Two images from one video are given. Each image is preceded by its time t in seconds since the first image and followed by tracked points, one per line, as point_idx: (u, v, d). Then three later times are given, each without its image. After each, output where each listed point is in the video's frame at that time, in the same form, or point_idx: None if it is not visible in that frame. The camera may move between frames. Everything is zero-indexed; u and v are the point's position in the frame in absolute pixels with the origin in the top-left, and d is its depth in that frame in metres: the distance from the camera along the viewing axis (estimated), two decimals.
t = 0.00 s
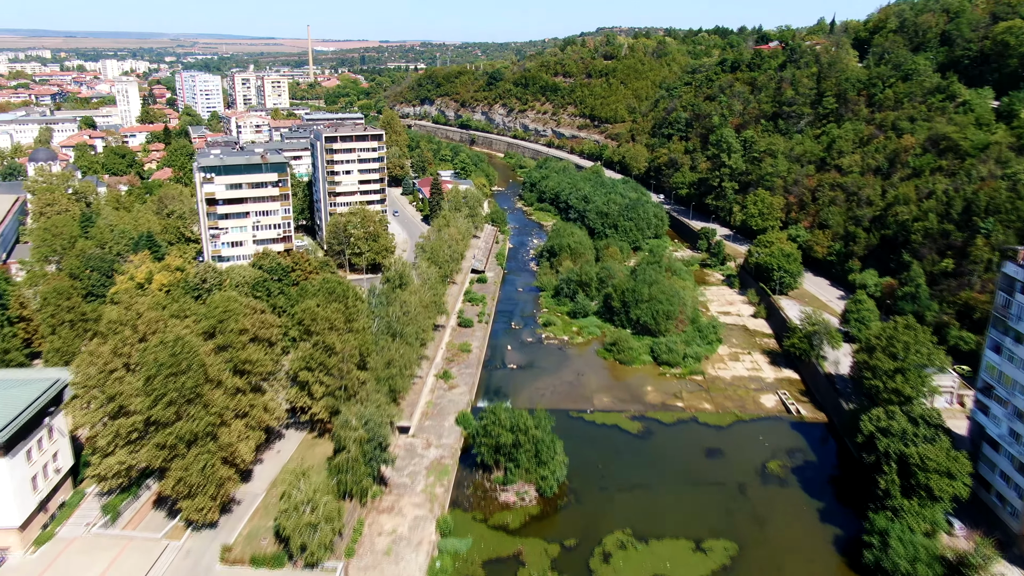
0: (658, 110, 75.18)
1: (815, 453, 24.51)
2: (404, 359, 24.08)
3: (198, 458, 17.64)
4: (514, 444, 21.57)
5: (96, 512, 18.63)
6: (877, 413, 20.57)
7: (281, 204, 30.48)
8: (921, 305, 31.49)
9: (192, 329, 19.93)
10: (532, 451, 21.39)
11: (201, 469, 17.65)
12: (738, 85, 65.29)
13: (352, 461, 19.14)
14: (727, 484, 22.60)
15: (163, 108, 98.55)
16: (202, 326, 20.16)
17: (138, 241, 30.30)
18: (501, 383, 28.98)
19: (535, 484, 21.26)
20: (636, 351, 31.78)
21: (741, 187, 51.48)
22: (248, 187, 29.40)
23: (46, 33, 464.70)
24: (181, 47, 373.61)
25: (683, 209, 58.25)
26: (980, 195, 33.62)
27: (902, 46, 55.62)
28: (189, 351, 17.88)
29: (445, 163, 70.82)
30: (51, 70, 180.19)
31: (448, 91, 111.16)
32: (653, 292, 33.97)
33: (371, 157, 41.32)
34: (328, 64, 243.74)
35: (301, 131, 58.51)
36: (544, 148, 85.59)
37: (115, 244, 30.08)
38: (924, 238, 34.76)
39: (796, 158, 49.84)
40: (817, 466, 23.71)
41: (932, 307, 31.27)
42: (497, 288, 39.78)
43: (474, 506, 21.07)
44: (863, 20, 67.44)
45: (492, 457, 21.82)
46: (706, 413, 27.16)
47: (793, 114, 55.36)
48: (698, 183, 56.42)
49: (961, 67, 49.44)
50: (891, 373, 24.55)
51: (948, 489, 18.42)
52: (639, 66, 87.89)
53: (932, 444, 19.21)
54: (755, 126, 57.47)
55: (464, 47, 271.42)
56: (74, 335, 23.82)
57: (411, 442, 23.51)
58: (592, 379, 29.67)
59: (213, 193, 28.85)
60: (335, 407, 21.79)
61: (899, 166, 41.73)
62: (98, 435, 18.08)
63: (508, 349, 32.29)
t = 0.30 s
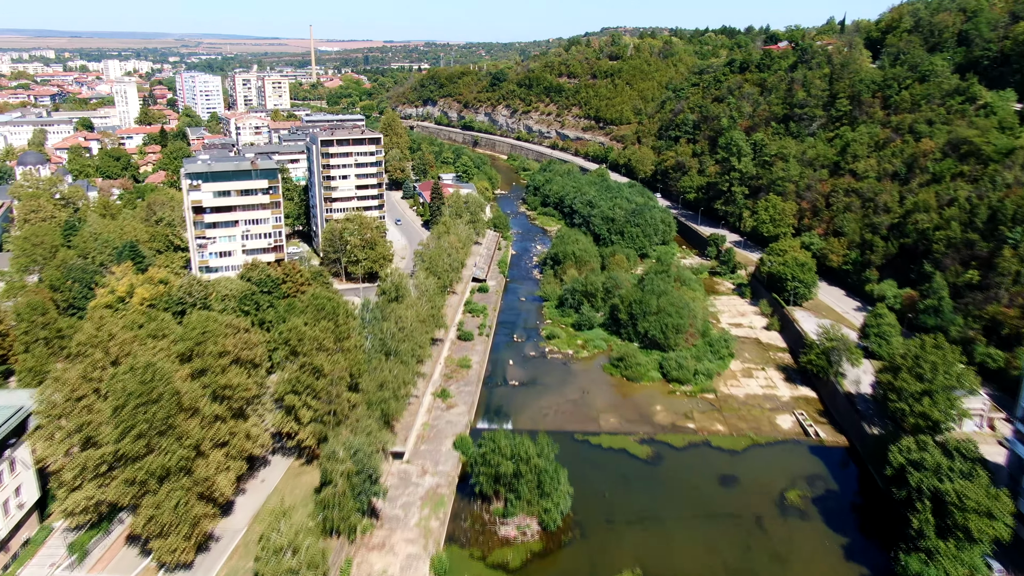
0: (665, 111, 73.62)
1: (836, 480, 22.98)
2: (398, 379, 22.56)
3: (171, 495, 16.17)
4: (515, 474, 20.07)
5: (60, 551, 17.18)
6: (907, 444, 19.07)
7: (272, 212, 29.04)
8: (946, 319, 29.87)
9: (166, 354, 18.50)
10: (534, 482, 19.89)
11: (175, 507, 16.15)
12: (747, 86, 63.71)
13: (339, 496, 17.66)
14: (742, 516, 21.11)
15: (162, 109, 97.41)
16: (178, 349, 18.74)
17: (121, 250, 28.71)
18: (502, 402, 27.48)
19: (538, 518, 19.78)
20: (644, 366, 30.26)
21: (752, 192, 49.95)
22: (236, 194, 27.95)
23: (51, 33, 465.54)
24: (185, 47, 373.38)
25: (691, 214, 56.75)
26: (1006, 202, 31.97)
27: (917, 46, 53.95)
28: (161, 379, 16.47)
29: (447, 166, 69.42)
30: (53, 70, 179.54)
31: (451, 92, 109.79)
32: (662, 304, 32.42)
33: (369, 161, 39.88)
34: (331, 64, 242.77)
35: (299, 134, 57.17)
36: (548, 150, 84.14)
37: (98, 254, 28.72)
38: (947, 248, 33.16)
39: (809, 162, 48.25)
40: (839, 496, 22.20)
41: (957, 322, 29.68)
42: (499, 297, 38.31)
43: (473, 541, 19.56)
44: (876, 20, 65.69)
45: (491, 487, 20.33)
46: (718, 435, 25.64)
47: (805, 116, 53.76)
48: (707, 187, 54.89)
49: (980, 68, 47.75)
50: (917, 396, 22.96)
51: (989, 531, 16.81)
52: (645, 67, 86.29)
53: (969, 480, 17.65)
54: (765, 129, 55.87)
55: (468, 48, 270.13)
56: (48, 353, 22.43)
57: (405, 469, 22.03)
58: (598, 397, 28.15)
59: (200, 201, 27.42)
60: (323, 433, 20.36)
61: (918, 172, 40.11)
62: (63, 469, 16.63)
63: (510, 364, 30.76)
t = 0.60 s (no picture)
0: (672, 112, 72.03)
1: (860, 513, 21.41)
2: (391, 402, 21.07)
3: (138, 538, 14.41)
4: (515, 508, 18.58)
5: None
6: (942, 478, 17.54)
7: (261, 220, 27.56)
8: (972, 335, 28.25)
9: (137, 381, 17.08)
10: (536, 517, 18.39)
11: (144, 550, 14.34)
12: (756, 86, 62.10)
13: (323, 536, 16.18)
14: (761, 553, 19.55)
15: (162, 110, 96.22)
16: (150, 375, 17.33)
17: (103, 260, 27.30)
18: (503, 422, 25.99)
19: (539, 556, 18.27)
20: (652, 382, 28.73)
21: (762, 197, 48.38)
22: (224, 202, 26.49)
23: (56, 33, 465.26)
24: (188, 46, 373.12)
25: (699, 218, 55.22)
26: None
27: (934, 46, 52.23)
28: (125, 412, 15.16)
29: (449, 168, 68.01)
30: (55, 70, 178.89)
31: (454, 92, 108.39)
32: (670, 317, 30.90)
33: (366, 165, 38.44)
34: (334, 64, 241.75)
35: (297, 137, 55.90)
36: (552, 151, 82.65)
37: (78, 265, 27.32)
38: (971, 259, 31.54)
39: (822, 166, 46.63)
40: (863, 530, 20.65)
41: (984, 337, 28.07)
42: (501, 308, 36.82)
43: None
44: (889, 19, 63.95)
45: (489, 522, 18.84)
46: (732, 460, 24.07)
47: (817, 119, 52.13)
48: (716, 191, 53.35)
49: (1001, 69, 46.03)
50: (947, 421, 21.30)
51: None
52: (651, 67, 84.67)
53: (1012, 521, 16.09)
54: (776, 131, 54.25)
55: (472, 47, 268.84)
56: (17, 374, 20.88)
57: (398, 499, 20.51)
58: (604, 417, 26.63)
59: (184, 210, 25.95)
60: (309, 463, 18.84)
61: (937, 177, 38.46)
62: (20, 510, 14.93)
63: (511, 381, 29.23)
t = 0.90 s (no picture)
0: (679, 114, 70.40)
1: (887, 553, 19.85)
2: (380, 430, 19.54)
3: None
4: (513, 550, 17.01)
5: None
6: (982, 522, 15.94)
7: (248, 230, 26.12)
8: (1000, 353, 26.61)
9: (99, 414, 15.39)
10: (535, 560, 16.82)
11: None
12: (765, 87, 60.45)
13: None
14: None
15: (160, 111, 94.98)
16: (114, 406, 15.72)
17: (80, 272, 26.00)
18: (501, 445, 24.47)
19: None
20: (660, 402, 27.15)
21: (773, 203, 46.79)
22: (207, 212, 25.04)
23: (62, 34, 467.11)
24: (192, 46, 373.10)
25: (708, 224, 53.64)
26: None
27: (950, 46, 50.56)
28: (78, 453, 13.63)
29: (450, 171, 66.55)
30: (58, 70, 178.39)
31: (456, 92, 106.98)
32: (679, 332, 29.32)
33: (362, 170, 36.99)
34: (338, 63, 240.85)
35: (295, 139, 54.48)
36: (556, 154, 81.15)
37: (55, 278, 25.88)
38: (997, 271, 29.88)
39: (835, 170, 44.98)
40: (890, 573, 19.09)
41: (1013, 356, 26.43)
42: (501, 319, 35.29)
43: None
44: (903, 19, 62.16)
45: (485, 563, 17.29)
46: (747, 490, 22.48)
47: (830, 121, 50.47)
48: (724, 196, 51.77)
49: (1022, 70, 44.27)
50: (980, 451, 19.68)
51: None
52: (657, 67, 83.04)
53: None
54: (787, 134, 52.59)
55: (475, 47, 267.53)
56: None
57: (387, 534, 18.95)
58: (609, 440, 25.08)
59: (166, 220, 24.53)
60: (290, 499, 17.25)
61: (958, 183, 36.79)
62: None
63: (512, 399, 27.68)
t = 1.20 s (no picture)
0: (686, 116, 68.77)
1: None
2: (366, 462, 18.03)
3: None
4: None
5: None
6: None
7: (233, 242, 24.68)
8: None
9: (50, 454, 13.90)
10: None
11: None
12: (776, 88, 58.80)
13: None
14: None
15: (161, 111, 93.87)
16: (71, 443, 14.24)
17: (55, 286, 24.77)
18: (499, 472, 22.95)
19: None
20: (669, 424, 25.56)
21: (785, 209, 45.17)
22: (189, 222, 23.63)
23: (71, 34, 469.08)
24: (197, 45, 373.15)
25: (717, 230, 52.04)
26: None
27: (970, 46, 48.79)
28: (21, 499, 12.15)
29: (453, 174, 65.14)
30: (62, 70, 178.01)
31: (460, 93, 105.57)
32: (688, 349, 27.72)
33: (357, 176, 35.56)
34: (342, 63, 239.96)
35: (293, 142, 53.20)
36: (561, 156, 79.64)
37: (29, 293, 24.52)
38: None
39: (850, 175, 43.30)
40: None
41: None
42: (502, 331, 33.76)
43: None
44: (918, 18, 60.30)
45: None
46: (763, 524, 20.88)
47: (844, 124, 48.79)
48: (734, 202, 50.19)
49: None
50: (1019, 488, 18.04)
51: None
52: (664, 68, 81.41)
53: None
54: (799, 137, 50.91)
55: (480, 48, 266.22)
56: None
57: None
58: (615, 466, 23.53)
59: (145, 231, 23.12)
60: (267, 543, 15.51)
61: (982, 190, 35.07)
62: None
63: (511, 421, 26.14)
